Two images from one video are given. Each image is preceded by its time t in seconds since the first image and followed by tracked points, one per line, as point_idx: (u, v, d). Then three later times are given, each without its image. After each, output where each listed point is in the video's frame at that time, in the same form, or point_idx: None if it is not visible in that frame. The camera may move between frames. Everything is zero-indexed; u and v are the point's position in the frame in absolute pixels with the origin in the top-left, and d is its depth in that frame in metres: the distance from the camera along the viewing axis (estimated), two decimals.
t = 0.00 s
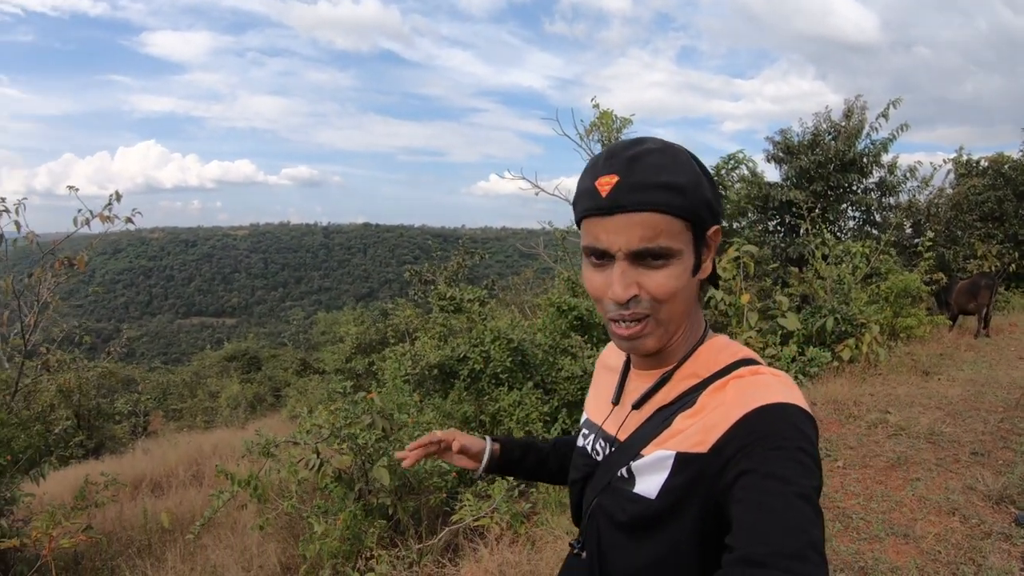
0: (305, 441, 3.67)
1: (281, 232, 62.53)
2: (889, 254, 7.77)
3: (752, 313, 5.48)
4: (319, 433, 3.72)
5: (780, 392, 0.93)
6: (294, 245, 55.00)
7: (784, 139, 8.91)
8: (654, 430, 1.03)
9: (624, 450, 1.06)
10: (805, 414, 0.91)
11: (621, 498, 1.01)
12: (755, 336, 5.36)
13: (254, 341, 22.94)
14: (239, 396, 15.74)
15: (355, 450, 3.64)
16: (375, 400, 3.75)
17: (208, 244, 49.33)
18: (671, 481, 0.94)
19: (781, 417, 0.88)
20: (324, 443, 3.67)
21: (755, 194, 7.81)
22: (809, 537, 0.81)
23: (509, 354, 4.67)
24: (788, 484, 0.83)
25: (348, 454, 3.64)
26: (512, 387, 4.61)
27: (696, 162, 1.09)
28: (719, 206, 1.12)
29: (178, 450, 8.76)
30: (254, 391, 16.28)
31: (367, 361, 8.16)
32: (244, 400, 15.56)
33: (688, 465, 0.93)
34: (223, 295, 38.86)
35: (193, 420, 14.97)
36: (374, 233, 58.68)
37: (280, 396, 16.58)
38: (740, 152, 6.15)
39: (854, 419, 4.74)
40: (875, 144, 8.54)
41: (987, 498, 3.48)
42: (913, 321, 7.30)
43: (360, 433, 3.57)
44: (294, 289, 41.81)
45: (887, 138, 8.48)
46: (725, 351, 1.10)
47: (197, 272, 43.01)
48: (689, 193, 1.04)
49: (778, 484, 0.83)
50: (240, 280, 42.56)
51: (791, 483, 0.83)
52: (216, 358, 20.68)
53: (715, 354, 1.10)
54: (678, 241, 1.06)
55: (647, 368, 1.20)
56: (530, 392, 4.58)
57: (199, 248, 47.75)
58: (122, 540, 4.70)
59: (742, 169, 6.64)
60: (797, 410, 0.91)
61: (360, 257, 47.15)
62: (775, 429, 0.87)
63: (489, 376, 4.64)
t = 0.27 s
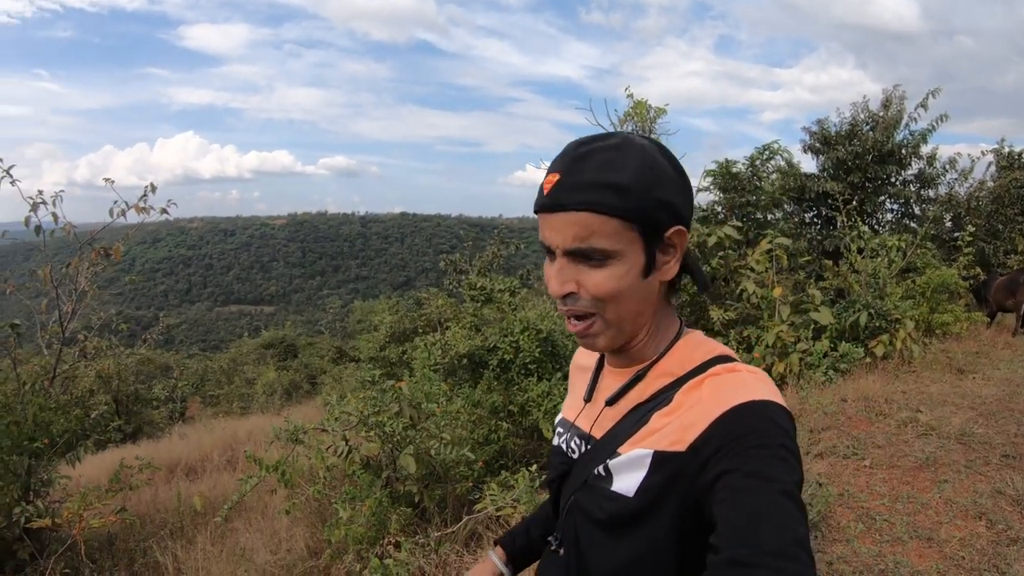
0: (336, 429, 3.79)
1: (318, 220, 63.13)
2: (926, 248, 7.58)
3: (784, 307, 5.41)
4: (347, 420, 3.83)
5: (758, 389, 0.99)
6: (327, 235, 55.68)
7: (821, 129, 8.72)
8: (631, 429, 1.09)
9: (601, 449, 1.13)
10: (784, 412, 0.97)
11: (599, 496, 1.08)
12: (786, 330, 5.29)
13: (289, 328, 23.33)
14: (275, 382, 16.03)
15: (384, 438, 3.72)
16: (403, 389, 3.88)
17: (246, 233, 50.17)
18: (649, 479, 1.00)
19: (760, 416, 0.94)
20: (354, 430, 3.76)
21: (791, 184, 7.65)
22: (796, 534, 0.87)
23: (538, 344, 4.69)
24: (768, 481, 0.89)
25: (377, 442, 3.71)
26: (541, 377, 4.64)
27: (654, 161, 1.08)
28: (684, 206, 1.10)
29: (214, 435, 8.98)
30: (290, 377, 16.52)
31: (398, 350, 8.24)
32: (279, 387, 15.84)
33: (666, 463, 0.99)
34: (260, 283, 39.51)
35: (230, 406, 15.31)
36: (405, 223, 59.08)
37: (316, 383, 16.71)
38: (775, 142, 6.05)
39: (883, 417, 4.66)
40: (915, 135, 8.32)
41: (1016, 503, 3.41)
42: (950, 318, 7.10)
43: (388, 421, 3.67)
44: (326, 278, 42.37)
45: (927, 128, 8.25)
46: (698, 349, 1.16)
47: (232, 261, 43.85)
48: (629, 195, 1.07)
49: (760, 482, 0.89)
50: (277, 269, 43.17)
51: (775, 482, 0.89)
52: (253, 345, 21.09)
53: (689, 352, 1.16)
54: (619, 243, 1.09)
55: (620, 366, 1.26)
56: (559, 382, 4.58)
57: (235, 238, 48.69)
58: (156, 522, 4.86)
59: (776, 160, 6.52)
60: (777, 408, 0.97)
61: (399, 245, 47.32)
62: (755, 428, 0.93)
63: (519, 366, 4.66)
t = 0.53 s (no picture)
0: (363, 418, 3.87)
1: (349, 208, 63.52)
2: (961, 244, 7.40)
3: (814, 301, 5.32)
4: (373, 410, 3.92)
5: (767, 403, 1.00)
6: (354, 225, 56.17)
7: (854, 121, 8.54)
8: (637, 434, 1.10)
9: (608, 452, 1.14)
10: (793, 427, 0.98)
11: (604, 499, 1.09)
12: (815, 326, 5.22)
13: (319, 316, 23.64)
14: (304, 369, 16.27)
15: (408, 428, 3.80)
16: (429, 379, 3.98)
17: (279, 219, 50.78)
18: (654, 486, 1.01)
19: (769, 431, 0.96)
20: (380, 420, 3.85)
21: (823, 177, 7.51)
22: (805, 552, 0.89)
23: (564, 336, 4.69)
24: (777, 499, 0.91)
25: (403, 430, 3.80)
26: (568, 369, 4.64)
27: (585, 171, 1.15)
28: (615, 211, 1.12)
29: (244, 420, 9.16)
30: (319, 363, 16.73)
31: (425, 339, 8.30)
32: (309, 373, 16.08)
33: (672, 473, 1.00)
34: (291, 271, 40.05)
35: (260, 392, 15.61)
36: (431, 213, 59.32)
37: (346, 370, 16.81)
38: (807, 135, 5.94)
39: (911, 416, 4.57)
40: (952, 128, 8.12)
41: None
42: (983, 316, 6.93)
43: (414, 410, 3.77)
44: (353, 268, 42.77)
45: (963, 121, 8.05)
46: (709, 359, 1.15)
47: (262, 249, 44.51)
48: (553, 203, 1.19)
49: (769, 499, 0.91)
50: (306, 257, 43.64)
51: (784, 499, 0.91)
52: (283, 332, 21.42)
53: (698, 363, 1.14)
54: (552, 246, 1.20)
55: (624, 369, 1.25)
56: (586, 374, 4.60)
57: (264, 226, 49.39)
58: (185, 505, 4.98)
59: (807, 152, 6.40)
60: (786, 423, 0.98)
61: (431, 234, 47.41)
62: (764, 444, 0.95)
63: (546, 357, 4.68)
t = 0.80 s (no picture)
0: (375, 412, 3.88)
1: (360, 200, 63.56)
2: (975, 239, 7.32)
3: (827, 296, 5.27)
4: (385, 403, 3.89)
5: (780, 409, 1.00)
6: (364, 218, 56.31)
7: (868, 113, 8.46)
8: (650, 437, 1.11)
9: (622, 454, 1.15)
10: (806, 433, 0.98)
11: (617, 499, 1.10)
12: (828, 321, 5.18)
13: (331, 309, 23.75)
14: (317, 361, 16.36)
15: (420, 423, 3.84)
16: (442, 373, 3.99)
17: (292, 211, 50.92)
18: (665, 489, 1.02)
19: (780, 436, 0.96)
20: (392, 414, 3.88)
21: (836, 170, 7.44)
22: (809, 558, 0.91)
23: (578, 330, 4.58)
24: (784, 504, 0.92)
25: (415, 425, 3.84)
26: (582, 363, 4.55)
27: (601, 173, 1.21)
28: (624, 207, 1.15)
29: (258, 412, 9.24)
30: (332, 356, 16.81)
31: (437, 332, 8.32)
32: (321, 365, 16.16)
33: (684, 475, 1.00)
34: (304, 264, 40.24)
35: (273, 384, 15.72)
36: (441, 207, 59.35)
37: (359, 362, 16.81)
38: (820, 127, 5.88)
39: (923, 413, 4.54)
40: (967, 120, 8.02)
41: None
42: (997, 311, 6.86)
43: (426, 404, 3.77)
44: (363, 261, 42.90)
45: (979, 113, 7.96)
46: (727, 365, 1.13)
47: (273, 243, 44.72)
48: (572, 204, 1.25)
49: (776, 503, 0.92)
50: (317, 250, 43.80)
51: (790, 504, 0.92)
52: (296, 325, 21.54)
53: (715, 367, 1.13)
54: (572, 245, 1.25)
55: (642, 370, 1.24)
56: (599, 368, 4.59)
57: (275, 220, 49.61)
58: (199, 498, 5.03)
59: (820, 145, 6.34)
60: (798, 429, 0.98)
61: (441, 227, 47.37)
62: (774, 449, 0.95)
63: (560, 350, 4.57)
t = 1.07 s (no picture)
0: (381, 410, 3.90)
1: (363, 199, 63.51)
2: (980, 234, 7.30)
3: (833, 292, 5.26)
4: (392, 403, 3.94)
5: (804, 400, 1.00)
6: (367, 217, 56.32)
7: (872, 109, 8.43)
8: (671, 431, 1.11)
9: (642, 448, 1.15)
10: (830, 424, 0.98)
11: (637, 494, 1.11)
12: (834, 317, 5.16)
13: (335, 308, 23.76)
14: (321, 360, 16.37)
15: (426, 422, 3.84)
16: (448, 370, 3.97)
17: (295, 210, 50.94)
18: (689, 481, 1.02)
19: (805, 426, 0.96)
20: (399, 412, 3.88)
21: (841, 166, 7.41)
22: (836, 548, 0.90)
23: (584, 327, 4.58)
24: (810, 494, 0.92)
25: (422, 423, 3.84)
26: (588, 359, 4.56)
27: (638, 165, 1.22)
28: (660, 196, 1.16)
29: (262, 412, 9.24)
30: (336, 355, 16.81)
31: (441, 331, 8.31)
32: (325, 364, 16.16)
33: (708, 468, 1.01)
34: (308, 262, 40.28)
35: (278, 383, 15.74)
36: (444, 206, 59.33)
37: (363, 361, 16.79)
38: (825, 123, 5.86)
39: (930, 409, 4.53)
40: (971, 115, 7.99)
41: None
42: (1003, 307, 6.83)
43: (432, 402, 3.78)
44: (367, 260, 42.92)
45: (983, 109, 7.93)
46: (749, 358, 1.13)
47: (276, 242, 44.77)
48: (606, 192, 1.25)
49: (801, 493, 0.92)
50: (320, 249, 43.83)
51: (817, 493, 0.92)
52: (300, 324, 21.56)
53: (738, 360, 1.13)
54: (603, 233, 1.25)
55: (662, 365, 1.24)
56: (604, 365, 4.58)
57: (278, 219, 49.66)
58: (205, 498, 5.04)
59: (825, 141, 6.32)
60: (822, 420, 0.98)
61: (444, 225, 47.31)
62: (799, 439, 0.95)
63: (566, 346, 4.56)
